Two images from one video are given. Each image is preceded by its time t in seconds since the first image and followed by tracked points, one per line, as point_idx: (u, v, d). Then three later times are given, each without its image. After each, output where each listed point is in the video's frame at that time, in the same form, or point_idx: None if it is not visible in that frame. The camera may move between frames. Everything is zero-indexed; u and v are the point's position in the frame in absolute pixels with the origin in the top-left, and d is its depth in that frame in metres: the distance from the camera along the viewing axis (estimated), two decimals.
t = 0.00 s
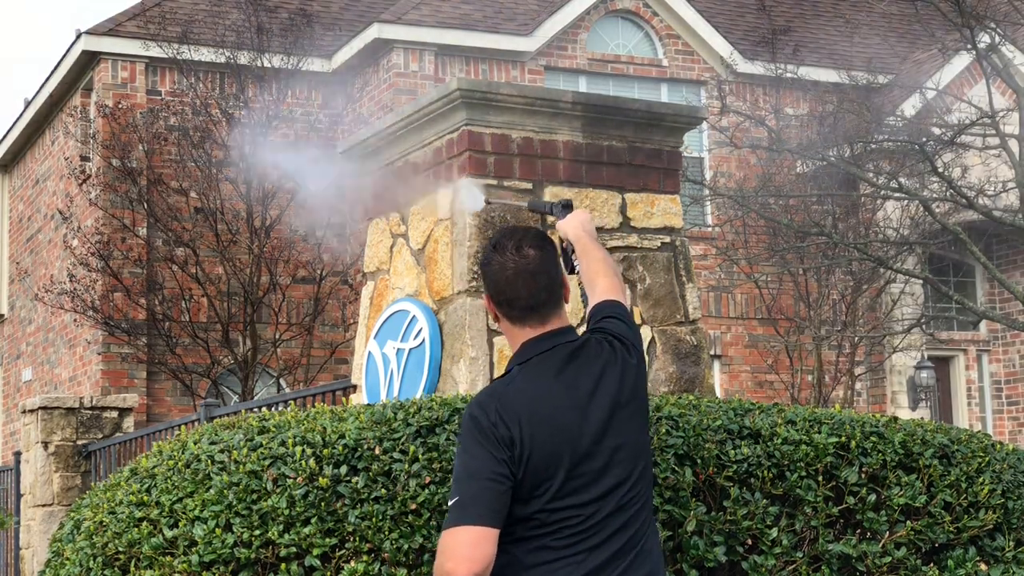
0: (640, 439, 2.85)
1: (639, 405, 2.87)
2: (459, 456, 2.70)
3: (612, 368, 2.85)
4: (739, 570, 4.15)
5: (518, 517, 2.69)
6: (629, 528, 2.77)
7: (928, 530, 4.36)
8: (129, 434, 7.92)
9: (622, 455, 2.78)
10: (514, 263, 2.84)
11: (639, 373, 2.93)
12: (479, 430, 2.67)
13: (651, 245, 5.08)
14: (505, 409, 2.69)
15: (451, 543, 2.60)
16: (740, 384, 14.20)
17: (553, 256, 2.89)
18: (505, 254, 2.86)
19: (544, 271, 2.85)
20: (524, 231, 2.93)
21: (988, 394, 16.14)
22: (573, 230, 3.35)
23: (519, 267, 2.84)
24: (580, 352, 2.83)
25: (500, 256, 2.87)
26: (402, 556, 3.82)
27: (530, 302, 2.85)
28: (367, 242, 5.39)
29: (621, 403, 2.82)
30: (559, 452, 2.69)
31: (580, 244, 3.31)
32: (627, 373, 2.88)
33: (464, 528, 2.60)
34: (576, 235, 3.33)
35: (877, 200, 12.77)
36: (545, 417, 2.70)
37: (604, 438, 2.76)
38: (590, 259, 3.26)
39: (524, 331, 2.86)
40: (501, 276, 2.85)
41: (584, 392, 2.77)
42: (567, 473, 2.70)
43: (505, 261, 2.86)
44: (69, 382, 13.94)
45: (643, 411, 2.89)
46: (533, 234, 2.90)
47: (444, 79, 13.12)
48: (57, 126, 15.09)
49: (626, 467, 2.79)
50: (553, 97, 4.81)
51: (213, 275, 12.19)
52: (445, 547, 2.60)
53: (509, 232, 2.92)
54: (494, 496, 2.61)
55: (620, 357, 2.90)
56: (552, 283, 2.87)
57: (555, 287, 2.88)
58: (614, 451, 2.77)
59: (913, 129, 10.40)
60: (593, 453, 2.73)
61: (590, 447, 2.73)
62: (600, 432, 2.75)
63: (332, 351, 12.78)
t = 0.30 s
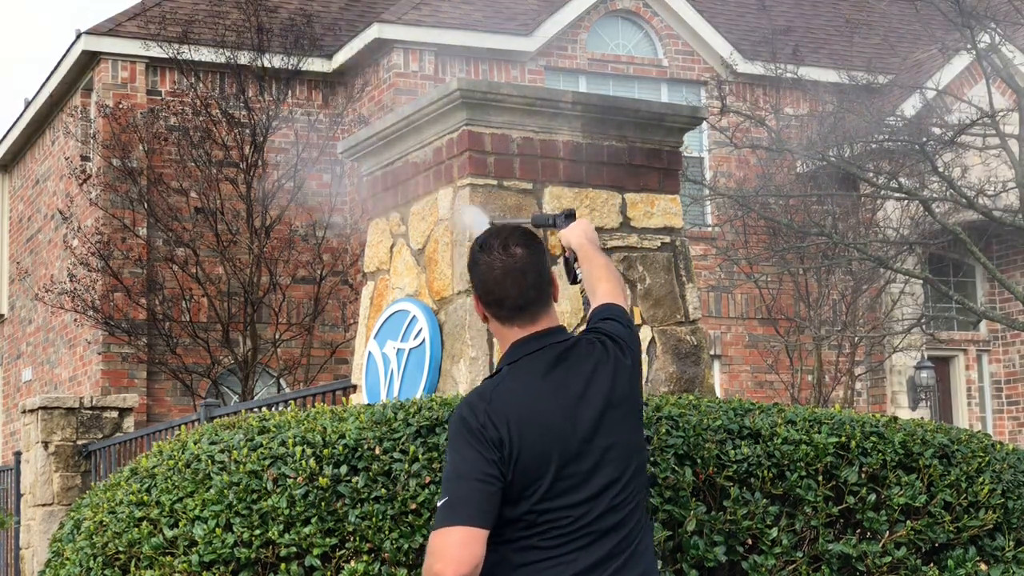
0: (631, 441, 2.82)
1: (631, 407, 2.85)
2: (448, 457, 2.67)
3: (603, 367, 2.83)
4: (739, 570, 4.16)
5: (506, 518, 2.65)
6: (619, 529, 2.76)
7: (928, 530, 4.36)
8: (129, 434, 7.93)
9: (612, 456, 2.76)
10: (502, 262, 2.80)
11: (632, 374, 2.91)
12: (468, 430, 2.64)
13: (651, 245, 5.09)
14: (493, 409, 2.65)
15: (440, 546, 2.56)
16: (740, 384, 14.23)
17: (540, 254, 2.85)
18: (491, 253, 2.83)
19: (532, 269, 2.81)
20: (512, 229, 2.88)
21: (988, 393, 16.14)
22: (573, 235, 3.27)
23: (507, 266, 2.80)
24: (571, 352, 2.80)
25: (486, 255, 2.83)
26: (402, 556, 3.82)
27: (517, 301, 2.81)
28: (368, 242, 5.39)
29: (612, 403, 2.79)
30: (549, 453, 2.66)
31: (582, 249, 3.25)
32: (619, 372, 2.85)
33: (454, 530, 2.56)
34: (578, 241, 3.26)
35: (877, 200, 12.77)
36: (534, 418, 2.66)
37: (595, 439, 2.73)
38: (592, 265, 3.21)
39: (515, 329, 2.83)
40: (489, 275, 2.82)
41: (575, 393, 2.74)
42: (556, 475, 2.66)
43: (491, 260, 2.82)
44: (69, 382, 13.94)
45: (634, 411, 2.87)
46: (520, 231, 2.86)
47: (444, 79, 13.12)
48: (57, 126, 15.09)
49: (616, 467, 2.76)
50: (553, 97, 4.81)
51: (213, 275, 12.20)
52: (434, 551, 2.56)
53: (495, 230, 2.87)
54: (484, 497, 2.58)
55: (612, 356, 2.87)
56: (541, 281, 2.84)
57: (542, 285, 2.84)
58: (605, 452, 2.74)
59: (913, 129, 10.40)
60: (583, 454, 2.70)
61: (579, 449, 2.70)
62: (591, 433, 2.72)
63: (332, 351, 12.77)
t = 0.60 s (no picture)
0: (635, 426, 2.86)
1: (632, 392, 2.89)
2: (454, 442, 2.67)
3: (607, 356, 2.87)
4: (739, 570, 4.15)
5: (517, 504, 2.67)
6: (632, 514, 2.79)
7: (928, 530, 4.36)
8: (129, 434, 7.92)
9: (620, 441, 2.78)
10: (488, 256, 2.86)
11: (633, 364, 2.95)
12: (472, 414, 2.64)
13: (651, 245, 5.09)
14: (499, 393, 2.66)
15: (455, 533, 2.55)
16: (740, 384, 14.20)
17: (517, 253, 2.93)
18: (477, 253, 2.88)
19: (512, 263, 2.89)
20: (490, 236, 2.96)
21: (988, 394, 16.14)
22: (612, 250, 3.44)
23: (494, 261, 2.87)
24: (575, 339, 2.83)
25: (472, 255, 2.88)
26: (402, 555, 3.82)
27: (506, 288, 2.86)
28: (367, 242, 5.38)
29: (614, 389, 2.83)
30: (557, 436, 2.68)
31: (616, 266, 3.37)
32: (619, 360, 2.90)
33: (466, 515, 2.56)
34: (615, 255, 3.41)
35: (877, 200, 12.76)
36: (542, 400, 2.68)
37: (600, 422, 2.75)
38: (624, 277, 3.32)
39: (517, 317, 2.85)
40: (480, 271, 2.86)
41: (578, 376, 2.77)
42: (563, 456, 2.68)
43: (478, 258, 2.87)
44: (68, 382, 13.94)
45: (637, 397, 2.91)
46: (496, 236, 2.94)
47: (444, 79, 13.13)
48: (57, 126, 15.10)
49: (621, 452, 2.79)
50: (553, 97, 4.80)
51: (214, 275, 12.20)
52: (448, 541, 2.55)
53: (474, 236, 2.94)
54: (495, 483, 2.58)
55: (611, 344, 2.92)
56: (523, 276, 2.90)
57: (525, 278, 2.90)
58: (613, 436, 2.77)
59: (913, 129, 10.41)
60: (591, 438, 2.72)
61: (587, 431, 2.72)
62: (595, 415, 2.75)
63: (332, 351, 12.77)
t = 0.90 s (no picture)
0: (628, 446, 2.93)
1: (631, 414, 2.96)
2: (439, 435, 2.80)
3: (608, 376, 2.96)
4: (739, 570, 4.15)
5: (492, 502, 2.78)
6: (611, 528, 2.86)
7: (928, 530, 4.35)
8: (129, 434, 7.93)
9: (607, 456, 2.85)
10: (499, 267, 3.04)
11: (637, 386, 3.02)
12: (457, 410, 2.77)
13: (652, 245, 5.08)
14: (490, 391, 2.77)
15: (407, 517, 2.74)
16: (740, 384, 14.16)
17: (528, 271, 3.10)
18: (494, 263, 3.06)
19: (521, 278, 3.06)
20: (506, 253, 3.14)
21: (988, 394, 16.15)
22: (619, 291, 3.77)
23: (506, 273, 3.04)
24: (577, 355, 2.94)
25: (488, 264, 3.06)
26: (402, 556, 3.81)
27: (513, 299, 3.03)
28: (368, 242, 5.38)
29: (611, 407, 2.91)
30: (543, 441, 2.77)
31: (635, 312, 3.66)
32: (620, 382, 2.99)
33: (433, 507, 2.72)
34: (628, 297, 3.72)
35: (877, 200, 12.77)
36: (534, 403, 2.77)
37: (592, 435, 2.83)
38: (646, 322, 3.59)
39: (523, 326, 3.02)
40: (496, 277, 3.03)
41: (576, 388, 2.85)
42: (546, 461, 2.77)
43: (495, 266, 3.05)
44: (68, 382, 13.94)
45: (637, 421, 2.98)
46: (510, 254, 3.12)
47: (444, 79, 13.14)
48: (57, 126, 15.10)
49: (609, 466, 2.86)
50: (553, 97, 4.80)
51: (213, 275, 12.21)
52: (395, 522, 2.74)
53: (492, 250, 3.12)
54: (467, 479, 2.72)
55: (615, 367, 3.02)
56: (530, 292, 3.06)
57: (533, 293, 3.07)
58: (601, 450, 2.84)
59: (913, 129, 10.41)
60: (581, 447, 2.81)
61: (577, 442, 2.80)
62: (588, 427, 2.83)
63: (332, 351, 12.77)
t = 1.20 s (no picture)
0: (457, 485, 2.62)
1: (463, 452, 2.64)
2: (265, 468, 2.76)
3: (437, 409, 2.65)
4: (739, 570, 4.13)
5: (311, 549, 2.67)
6: None
7: (928, 530, 4.35)
8: (129, 434, 7.93)
9: (423, 508, 2.59)
10: (369, 292, 2.70)
11: (494, 427, 2.67)
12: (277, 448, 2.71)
13: (651, 245, 5.08)
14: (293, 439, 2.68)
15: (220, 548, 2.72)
16: (740, 384, 14.16)
17: (412, 288, 2.74)
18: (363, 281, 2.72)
19: (398, 302, 2.71)
20: (395, 261, 2.78)
21: (988, 394, 16.15)
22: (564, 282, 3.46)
23: (374, 296, 2.70)
24: (409, 390, 2.68)
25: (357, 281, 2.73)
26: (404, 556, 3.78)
27: (374, 332, 2.71)
28: (368, 242, 5.38)
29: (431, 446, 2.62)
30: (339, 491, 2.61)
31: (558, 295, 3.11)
32: (458, 415, 2.66)
33: (232, 537, 2.69)
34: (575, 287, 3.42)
35: (877, 200, 12.78)
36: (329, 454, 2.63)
37: (395, 481, 2.59)
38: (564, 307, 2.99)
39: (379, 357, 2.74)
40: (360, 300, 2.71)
41: (383, 433, 2.62)
42: (343, 511, 2.60)
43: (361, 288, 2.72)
44: (69, 382, 13.95)
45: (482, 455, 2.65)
46: (396, 265, 2.75)
47: (444, 79, 13.15)
48: (57, 126, 15.11)
49: (423, 514, 2.59)
50: (553, 98, 4.80)
51: (213, 275, 12.21)
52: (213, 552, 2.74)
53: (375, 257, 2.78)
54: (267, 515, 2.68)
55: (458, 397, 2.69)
56: (403, 316, 2.72)
57: (404, 319, 2.72)
58: (412, 502, 2.59)
59: (913, 129, 10.40)
60: (378, 496, 2.59)
61: (369, 495, 2.59)
62: (388, 474, 2.59)
63: (333, 351, 12.76)
